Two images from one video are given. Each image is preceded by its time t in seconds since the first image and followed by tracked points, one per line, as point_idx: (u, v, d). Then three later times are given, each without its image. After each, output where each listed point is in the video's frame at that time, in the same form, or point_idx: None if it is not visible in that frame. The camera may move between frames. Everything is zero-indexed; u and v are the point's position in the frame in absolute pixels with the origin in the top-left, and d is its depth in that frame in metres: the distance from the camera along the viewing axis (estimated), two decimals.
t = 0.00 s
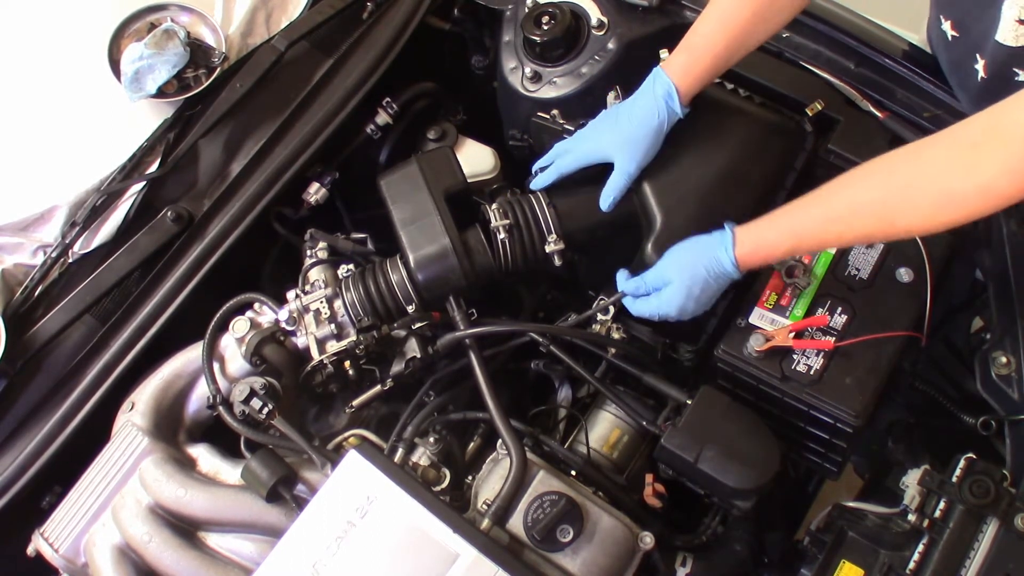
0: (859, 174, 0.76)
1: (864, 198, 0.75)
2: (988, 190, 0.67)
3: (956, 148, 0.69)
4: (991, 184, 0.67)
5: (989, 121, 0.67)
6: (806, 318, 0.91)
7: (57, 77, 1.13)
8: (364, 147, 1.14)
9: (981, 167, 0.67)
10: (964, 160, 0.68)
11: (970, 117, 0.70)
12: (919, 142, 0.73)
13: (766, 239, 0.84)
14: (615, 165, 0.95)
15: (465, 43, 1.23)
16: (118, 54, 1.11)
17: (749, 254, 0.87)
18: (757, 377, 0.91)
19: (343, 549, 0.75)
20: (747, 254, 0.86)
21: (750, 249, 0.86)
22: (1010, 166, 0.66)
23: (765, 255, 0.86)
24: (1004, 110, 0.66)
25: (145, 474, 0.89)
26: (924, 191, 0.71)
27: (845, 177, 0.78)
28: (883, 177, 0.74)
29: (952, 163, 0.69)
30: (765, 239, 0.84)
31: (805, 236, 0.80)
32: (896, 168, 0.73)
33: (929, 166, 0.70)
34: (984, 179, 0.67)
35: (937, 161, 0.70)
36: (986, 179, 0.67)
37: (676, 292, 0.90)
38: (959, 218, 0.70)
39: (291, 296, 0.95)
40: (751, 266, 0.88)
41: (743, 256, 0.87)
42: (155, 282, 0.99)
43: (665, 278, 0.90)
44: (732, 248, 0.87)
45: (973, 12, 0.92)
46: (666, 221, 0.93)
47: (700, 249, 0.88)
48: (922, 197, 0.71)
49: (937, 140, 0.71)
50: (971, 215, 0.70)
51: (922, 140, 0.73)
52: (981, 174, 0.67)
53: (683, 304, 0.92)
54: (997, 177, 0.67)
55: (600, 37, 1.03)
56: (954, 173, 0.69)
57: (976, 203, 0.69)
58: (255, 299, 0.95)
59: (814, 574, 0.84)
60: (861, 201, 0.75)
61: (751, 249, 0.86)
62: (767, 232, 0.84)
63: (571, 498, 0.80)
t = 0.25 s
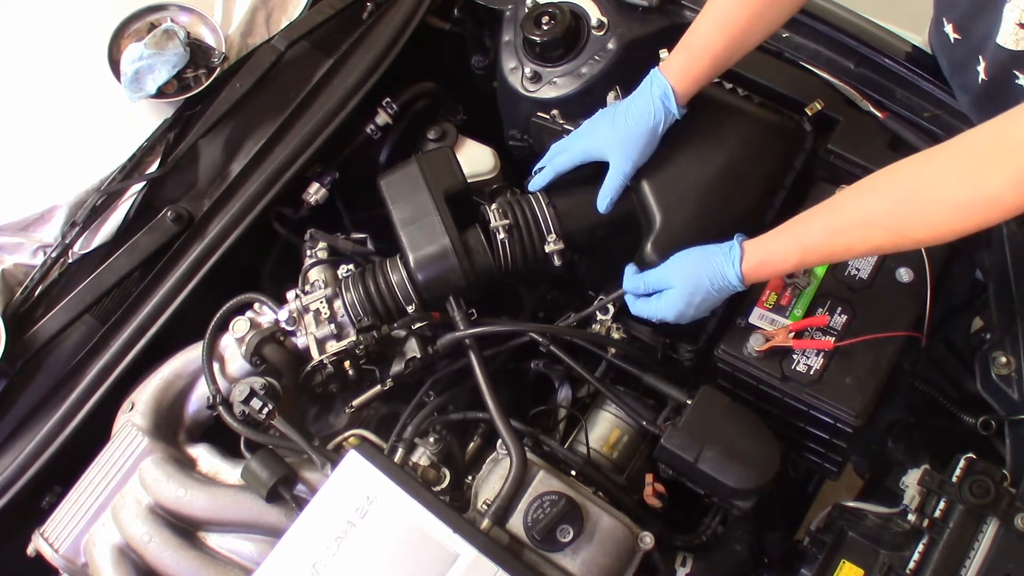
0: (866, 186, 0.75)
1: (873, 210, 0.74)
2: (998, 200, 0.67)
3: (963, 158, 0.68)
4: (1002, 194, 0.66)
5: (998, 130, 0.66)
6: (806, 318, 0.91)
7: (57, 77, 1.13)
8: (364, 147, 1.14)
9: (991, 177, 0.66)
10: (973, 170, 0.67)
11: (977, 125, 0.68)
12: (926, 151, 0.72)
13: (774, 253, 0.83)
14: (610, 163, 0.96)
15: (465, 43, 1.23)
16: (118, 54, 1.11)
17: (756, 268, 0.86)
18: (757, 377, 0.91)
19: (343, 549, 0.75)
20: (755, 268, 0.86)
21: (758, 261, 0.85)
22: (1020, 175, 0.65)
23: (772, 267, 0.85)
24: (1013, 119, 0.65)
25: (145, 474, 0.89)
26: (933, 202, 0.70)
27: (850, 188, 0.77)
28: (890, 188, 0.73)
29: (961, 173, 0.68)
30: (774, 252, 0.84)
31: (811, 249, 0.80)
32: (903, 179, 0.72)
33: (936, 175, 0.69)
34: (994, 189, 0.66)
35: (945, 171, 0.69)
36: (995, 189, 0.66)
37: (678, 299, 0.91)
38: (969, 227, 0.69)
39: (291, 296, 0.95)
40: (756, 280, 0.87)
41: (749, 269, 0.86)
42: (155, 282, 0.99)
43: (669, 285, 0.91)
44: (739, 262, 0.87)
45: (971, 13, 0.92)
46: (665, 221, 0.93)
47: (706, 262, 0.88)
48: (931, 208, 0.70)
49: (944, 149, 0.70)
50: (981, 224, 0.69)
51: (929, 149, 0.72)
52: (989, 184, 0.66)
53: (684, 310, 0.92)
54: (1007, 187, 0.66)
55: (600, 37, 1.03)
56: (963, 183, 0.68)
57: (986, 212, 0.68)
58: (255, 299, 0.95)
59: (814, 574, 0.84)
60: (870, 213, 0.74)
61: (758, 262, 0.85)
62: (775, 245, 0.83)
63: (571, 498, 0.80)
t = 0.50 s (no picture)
0: (865, 186, 0.75)
1: (874, 213, 0.73)
2: (1001, 203, 0.67)
3: (963, 160, 0.68)
4: (1006, 197, 0.66)
5: (1000, 133, 0.66)
6: (806, 318, 0.91)
7: (57, 77, 1.13)
8: (364, 147, 1.14)
9: (994, 180, 0.66)
10: (976, 173, 0.67)
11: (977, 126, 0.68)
12: (925, 151, 0.71)
13: (772, 254, 0.83)
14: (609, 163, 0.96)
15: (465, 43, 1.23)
16: (118, 54, 1.11)
17: (754, 270, 0.86)
18: (757, 377, 0.91)
19: (343, 549, 0.75)
20: (753, 269, 0.85)
21: (756, 263, 0.85)
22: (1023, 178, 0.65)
23: (769, 267, 0.85)
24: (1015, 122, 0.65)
25: (145, 474, 0.89)
26: (936, 205, 0.70)
27: (847, 188, 0.77)
28: (891, 190, 0.72)
29: (964, 176, 0.68)
30: (772, 254, 0.83)
31: (810, 250, 0.79)
32: (904, 181, 0.71)
33: (937, 178, 0.69)
34: (997, 192, 0.67)
35: (947, 174, 0.69)
36: (998, 192, 0.67)
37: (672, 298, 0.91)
38: (970, 228, 0.70)
39: (291, 296, 0.95)
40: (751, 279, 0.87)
41: (746, 271, 0.86)
42: (155, 282, 0.99)
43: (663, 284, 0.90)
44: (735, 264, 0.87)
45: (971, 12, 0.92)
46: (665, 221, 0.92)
47: (702, 262, 0.87)
48: (933, 210, 0.70)
49: (944, 151, 0.69)
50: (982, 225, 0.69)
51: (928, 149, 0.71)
52: (991, 187, 0.67)
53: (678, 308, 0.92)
54: (1011, 190, 0.66)
55: (600, 37, 1.03)
56: (966, 186, 0.68)
57: (988, 214, 0.68)
58: (255, 299, 0.95)
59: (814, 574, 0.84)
60: (872, 216, 0.74)
61: (756, 263, 0.85)
62: (772, 247, 0.83)
63: (571, 498, 0.80)
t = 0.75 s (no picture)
0: (871, 191, 0.75)
1: (879, 216, 0.74)
2: (1007, 206, 0.67)
3: (968, 162, 0.68)
4: (1011, 200, 0.66)
5: (1005, 136, 0.66)
6: (806, 318, 0.91)
7: (57, 77, 1.13)
8: (364, 147, 1.14)
9: (998, 183, 0.66)
10: (980, 176, 0.67)
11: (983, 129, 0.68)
12: (931, 155, 0.71)
13: (779, 257, 0.83)
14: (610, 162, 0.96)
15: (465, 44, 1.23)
16: (118, 54, 1.11)
17: (759, 273, 0.86)
18: (757, 377, 0.91)
19: (343, 549, 0.75)
20: (759, 272, 0.86)
21: (762, 265, 0.85)
22: None
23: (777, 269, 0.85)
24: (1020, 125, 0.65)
25: (145, 474, 0.89)
26: (941, 209, 0.70)
27: (854, 191, 0.77)
28: (896, 194, 0.72)
29: (968, 180, 0.68)
30: (778, 256, 0.83)
31: (815, 252, 0.79)
32: (909, 185, 0.71)
33: (941, 179, 0.69)
34: (1002, 196, 0.66)
35: (951, 177, 0.69)
36: (1002, 194, 0.66)
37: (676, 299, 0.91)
38: (976, 232, 0.70)
39: (291, 296, 0.95)
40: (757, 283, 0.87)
41: (752, 273, 0.86)
42: (155, 282, 0.99)
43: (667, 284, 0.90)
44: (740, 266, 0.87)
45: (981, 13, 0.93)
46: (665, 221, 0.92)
47: (707, 265, 0.88)
48: (938, 213, 0.70)
49: (949, 154, 0.69)
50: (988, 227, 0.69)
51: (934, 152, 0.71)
52: (995, 189, 0.66)
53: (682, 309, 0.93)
54: (1016, 193, 0.66)
55: (600, 37, 1.03)
56: (970, 189, 0.68)
57: (993, 217, 0.68)
58: (255, 299, 0.95)
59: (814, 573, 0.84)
60: (876, 219, 0.74)
61: (762, 265, 0.85)
62: (779, 250, 0.83)
63: (571, 498, 0.80)
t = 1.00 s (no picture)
0: (881, 201, 0.75)
1: (889, 227, 0.73)
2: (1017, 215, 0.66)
3: (977, 172, 0.68)
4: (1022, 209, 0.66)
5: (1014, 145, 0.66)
6: (805, 318, 0.91)
7: (57, 77, 1.13)
8: (364, 147, 1.14)
9: (1008, 192, 0.66)
10: (990, 185, 0.67)
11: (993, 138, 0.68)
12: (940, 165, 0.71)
13: (788, 268, 0.83)
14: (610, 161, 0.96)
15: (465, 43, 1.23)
16: (118, 54, 1.11)
17: (769, 284, 0.86)
18: (758, 377, 0.91)
19: (343, 549, 0.75)
20: (768, 283, 0.86)
21: (771, 276, 0.85)
22: None
23: (786, 281, 0.85)
24: None
25: (145, 474, 0.89)
26: (951, 218, 0.70)
27: (864, 202, 0.77)
28: (906, 204, 0.72)
29: (978, 189, 0.68)
30: (787, 268, 0.83)
31: (824, 264, 0.79)
32: (919, 195, 0.71)
33: (951, 190, 0.69)
34: (1012, 204, 0.66)
35: (960, 186, 0.69)
36: (1013, 203, 0.66)
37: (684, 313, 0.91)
38: (986, 241, 0.69)
39: (291, 296, 0.95)
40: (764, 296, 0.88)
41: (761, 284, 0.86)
42: (155, 282, 0.99)
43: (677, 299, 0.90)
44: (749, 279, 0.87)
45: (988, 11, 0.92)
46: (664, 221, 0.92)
47: (716, 278, 0.88)
48: (947, 223, 0.70)
49: (959, 164, 0.69)
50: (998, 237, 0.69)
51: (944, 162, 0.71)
52: (1006, 198, 0.66)
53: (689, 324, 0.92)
54: None
55: (600, 37, 1.03)
56: (980, 199, 0.67)
57: (1004, 227, 0.68)
58: (255, 299, 0.95)
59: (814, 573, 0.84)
60: (886, 230, 0.74)
61: (771, 277, 0.85)
62: (789, 261, 0.83)
63: (571, 498, 0.80)
